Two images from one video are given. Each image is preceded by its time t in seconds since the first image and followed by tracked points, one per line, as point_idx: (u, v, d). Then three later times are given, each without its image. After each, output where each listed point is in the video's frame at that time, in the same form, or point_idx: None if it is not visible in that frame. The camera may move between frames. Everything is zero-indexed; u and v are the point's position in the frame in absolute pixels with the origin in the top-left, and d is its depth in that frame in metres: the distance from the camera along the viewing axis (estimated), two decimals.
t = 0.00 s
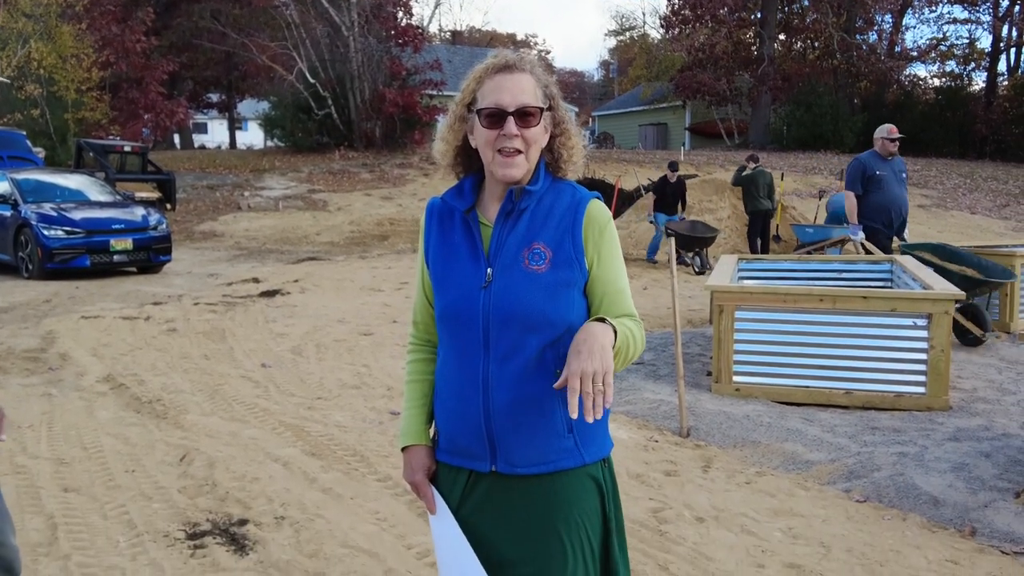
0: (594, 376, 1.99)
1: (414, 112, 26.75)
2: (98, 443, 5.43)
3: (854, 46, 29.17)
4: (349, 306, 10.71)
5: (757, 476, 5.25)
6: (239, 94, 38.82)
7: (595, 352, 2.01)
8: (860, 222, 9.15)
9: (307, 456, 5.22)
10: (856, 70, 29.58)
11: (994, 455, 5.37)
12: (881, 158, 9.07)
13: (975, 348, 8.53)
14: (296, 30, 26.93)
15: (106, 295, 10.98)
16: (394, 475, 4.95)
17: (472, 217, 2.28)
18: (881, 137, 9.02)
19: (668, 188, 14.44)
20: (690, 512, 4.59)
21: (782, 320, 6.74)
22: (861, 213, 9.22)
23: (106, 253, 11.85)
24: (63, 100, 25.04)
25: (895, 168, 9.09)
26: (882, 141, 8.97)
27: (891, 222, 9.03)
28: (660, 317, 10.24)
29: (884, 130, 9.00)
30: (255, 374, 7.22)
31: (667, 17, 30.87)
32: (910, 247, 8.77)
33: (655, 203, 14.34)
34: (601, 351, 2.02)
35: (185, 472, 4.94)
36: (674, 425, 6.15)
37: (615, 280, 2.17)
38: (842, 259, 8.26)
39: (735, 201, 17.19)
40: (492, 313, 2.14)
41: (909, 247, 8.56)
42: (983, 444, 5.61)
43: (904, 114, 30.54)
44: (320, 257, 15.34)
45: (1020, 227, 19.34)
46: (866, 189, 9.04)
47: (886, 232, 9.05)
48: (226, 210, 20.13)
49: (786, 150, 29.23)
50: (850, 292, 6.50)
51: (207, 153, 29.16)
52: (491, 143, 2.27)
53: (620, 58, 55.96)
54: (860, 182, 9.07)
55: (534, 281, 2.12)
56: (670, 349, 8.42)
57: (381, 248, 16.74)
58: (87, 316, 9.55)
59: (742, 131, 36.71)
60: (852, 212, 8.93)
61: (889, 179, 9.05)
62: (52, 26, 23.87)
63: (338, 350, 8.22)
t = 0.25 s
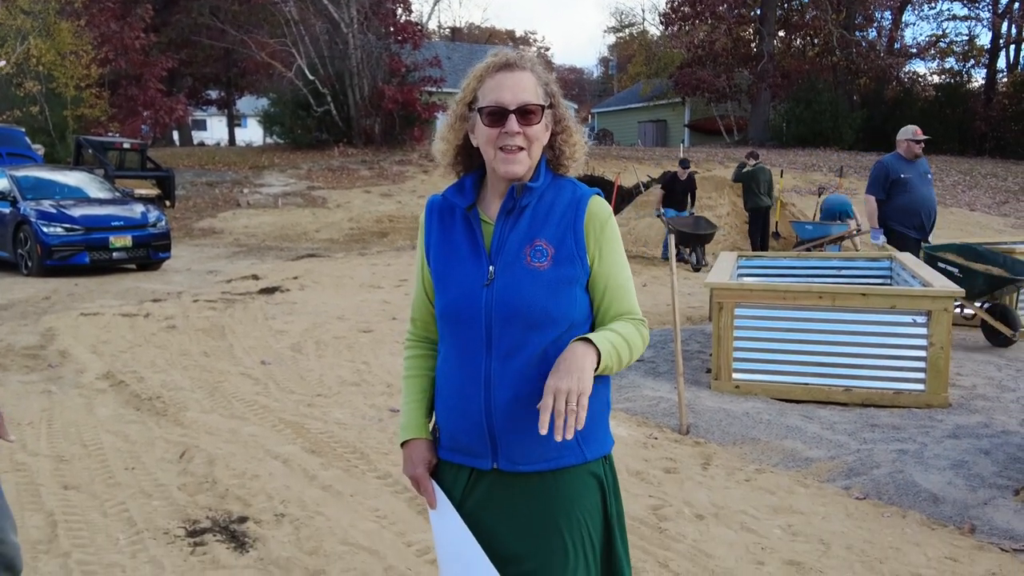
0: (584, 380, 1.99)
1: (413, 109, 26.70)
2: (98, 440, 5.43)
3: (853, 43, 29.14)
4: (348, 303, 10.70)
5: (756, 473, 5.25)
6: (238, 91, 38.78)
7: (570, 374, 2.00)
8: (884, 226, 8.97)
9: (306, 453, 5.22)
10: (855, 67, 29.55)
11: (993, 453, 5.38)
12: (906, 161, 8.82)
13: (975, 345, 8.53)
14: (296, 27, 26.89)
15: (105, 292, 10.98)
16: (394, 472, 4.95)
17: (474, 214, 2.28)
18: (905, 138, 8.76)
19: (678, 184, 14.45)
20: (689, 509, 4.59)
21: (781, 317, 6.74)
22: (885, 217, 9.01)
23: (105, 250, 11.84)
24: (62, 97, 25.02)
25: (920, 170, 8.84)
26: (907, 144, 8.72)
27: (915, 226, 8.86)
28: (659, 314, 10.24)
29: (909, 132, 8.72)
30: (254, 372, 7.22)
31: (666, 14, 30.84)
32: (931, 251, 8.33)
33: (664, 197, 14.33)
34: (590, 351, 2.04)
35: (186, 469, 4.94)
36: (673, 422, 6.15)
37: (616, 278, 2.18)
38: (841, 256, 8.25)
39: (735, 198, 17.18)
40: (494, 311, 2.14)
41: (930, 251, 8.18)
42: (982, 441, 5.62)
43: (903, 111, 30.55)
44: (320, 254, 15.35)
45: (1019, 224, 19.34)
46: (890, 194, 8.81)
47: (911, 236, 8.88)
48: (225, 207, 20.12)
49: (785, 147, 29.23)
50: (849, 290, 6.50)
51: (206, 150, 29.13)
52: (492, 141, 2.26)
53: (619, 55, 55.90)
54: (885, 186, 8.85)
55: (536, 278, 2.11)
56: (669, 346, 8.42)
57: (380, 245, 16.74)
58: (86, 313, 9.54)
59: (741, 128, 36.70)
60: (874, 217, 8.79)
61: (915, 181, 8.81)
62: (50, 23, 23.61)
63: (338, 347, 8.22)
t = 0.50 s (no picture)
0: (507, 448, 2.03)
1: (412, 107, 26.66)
2: (98, 438, 5.43)
3: (853, 40, 29.11)
4: (348, 301, 10.70)
5: (756, 471, 5.25)
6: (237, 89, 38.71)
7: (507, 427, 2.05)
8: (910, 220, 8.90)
9: (307, 451, 5.22)
10: (855, 64, 29.54)
11: (993, 451, 5.38)
12: (932, 155, 8.71)
13: (975, 344, 8.54)
14: (295, 24, 26.85)
15: (104, 290, 10.97)
16: (393, 470, 4.96)
17: (474, 214, 2.28)
18: (933, 131, 8.64)
19: (682, 183, 14.35)
20: (689, 507, 4.60)
21: (780, 315, 6.74)
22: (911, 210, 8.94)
23: (105, 248, 11.83)
24: (61, 95, 24.95)
25: (947, 163, 8.74)
26: (934, 137, 8.60)
27: (942, 221, 8.81)
28: (659, 312, 10.24)
29: (935, 124, 8.56)
30: (254, 370, 7.21)
31: (666, 12, 30.80)
32: (959, 250, 8.04)
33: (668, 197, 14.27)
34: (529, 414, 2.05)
35: (185, 467, 4.95)
36: (673, 420, 6.15)
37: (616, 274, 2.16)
38: (840, 254, 8.26)
39: (734, 196, 17.18)
40: (495, 307, 2.13)
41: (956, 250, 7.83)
42: (982, 439, 5.62)
43: (903, 109, 30.55)
44: (319, 252, 15.34)
45: (1018, 222, 19.35)
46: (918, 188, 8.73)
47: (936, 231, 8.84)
48: (224, 205, 20.10)
49: (785, 145, 29.21)
50: (849, 288, 6.50)
51: (205, 147, 29.09)
52: (491, 139, 2.26)
53: (619, 53, 55.86)
54: (912, 180, 8.75)
55: (536, 275, 2.11)
56: (669, 344, 8.42)
57: (379, 243, 16.73)
58: (86, 311, 9.53)
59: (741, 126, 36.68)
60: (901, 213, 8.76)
61: (942, 175, 8.72)
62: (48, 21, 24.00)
63: (338, 345, 8.22)
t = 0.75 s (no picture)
0: (526, 463, 2.06)
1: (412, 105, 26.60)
2: (98, 437, 5.43)
3: (852, 39, 29.12)
4: (347, 300, 10.70)
5: (755, 469, 5.25)
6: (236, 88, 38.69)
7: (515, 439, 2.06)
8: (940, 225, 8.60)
9: (306, 449, 5.22)
10: (854, 63, 29.53)
11: (992, 449, 5.38)
12: (963, 156, 8.46)
13: (974, 342, 8.54)
14: (294, 23, 26.85)
15: (104, 288, 10.96)
16: (393, 468, 4.96)
17: (475, 213, 2.28)
18: (963, 132, 8.39)
19: (682, 181, 14.31)
20: (689, 505, 4.60)
21: (779, 313, 6.74)
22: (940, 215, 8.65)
23: (104, 246, 11.83)
24: (61, 93, 24.93)
25: (977, 165, 8.49)
26: (966, 138, 8.35)
27: (974, 225, 8.51)
28: (658, 310, 10.23)
29: (967, 125, 8.35)
30: (254, 368, 7.21)
31: (666, 11, 30.78)
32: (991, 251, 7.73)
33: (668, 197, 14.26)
34: (538, 429, 2.06)
35: (185, 465, 4.95)
36: (672, 419, 6.15)
37: (617, 271, 2.15)
38: (840, 252, 8.26)
39: (734, 194, 17.18)
40: (497, 306, 2.13)
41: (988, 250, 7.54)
42: (981, 437, 5.62)
43: (902, 107, 30.56)
44: (318, 251, 15.33)
45: (1017, 220, 19.35)
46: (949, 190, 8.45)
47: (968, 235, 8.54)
48: (224, 204, 20.08)
49: (785, 143, 29.20)
50: (849, 286, 6.50)
51: (205, 146, 29.06)
52: (490, 135, 2.25)
53: (619, 51, 55.82)
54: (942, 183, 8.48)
55: (537, 274, 2.11)
56: (669, 343, 8.42)
57: (379, 242, 16.72)
58: (85, 309, 9.53)
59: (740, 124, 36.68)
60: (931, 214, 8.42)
61: (973, 177, 8.47)
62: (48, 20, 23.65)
63: (337, 343, 8.22)
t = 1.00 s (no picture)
0: (556, 459, 2.01)
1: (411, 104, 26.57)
2: (98, 435, 5.43)
3: (852, 37, 29.12)
4: (347, 298, 10.70)
5: (755, 468, 5.26)
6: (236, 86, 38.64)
7: (548, 438, 2.01)
8: (973, 222, 8.42)
9: (306, 448, 5.22)
10: (854, 61, 29.53)
11: (991, 447, 5.39)
12: (998, 152, 8.24)
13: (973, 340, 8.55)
14: (294, 21, 26.84)
15: (103, 287, 10.95)
16: (393, 467, 4.96)
17: (487, 214, 2.26)
18: (997, 127, 8.17)
19: (682, 180, 14.29)
20: (688, 504, 4.60)
21: (779, 311, 6.75)
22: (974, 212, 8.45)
23: (104, 245, 11.81)
24: (60, 92, 24.91)
25: (1014, 161, 8.28)
26: (1000, 133, 8.13)
27: (1010, 222, 8.30)
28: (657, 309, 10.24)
29: (1003, 120, 8.12)
30: (253, 366, 7.22)
31: (665, 9, 30.76)
32: None
33: (668, 197, 14.26)
34: (565, 427, 2.02)
35: (185, 464, 4.94)
36: (672, 417, 6.16)
37: (631, 267, 2.14)
38: (840, 251, 8.27)
39: (733, 193, 17.17)
40: (514, 305, 2.11)
41: None
42: (980, 435, 5.63)
43: (901, 106, 30.60)
44: (318, 249, 15.32)
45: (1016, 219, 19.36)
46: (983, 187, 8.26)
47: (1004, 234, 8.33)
48: (223, 202, 20.07)
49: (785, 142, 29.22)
50: (849, 284, 6.50)
51: (204, 144, 29.01)
52: (498, 136, 2.25)
53: (618, 50, 55.79)
54: (976, 179, 8.29)
55: (553, 271, 2.10)
56: (669, 341, 8.43)
57: (378, 240, 16.71)
58: (85, 308, 9.52)
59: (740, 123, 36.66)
60: (964, 211, 8.31)
61: (1009, 173, 8.26)
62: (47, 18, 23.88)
63: (337, 342, 8.23)
